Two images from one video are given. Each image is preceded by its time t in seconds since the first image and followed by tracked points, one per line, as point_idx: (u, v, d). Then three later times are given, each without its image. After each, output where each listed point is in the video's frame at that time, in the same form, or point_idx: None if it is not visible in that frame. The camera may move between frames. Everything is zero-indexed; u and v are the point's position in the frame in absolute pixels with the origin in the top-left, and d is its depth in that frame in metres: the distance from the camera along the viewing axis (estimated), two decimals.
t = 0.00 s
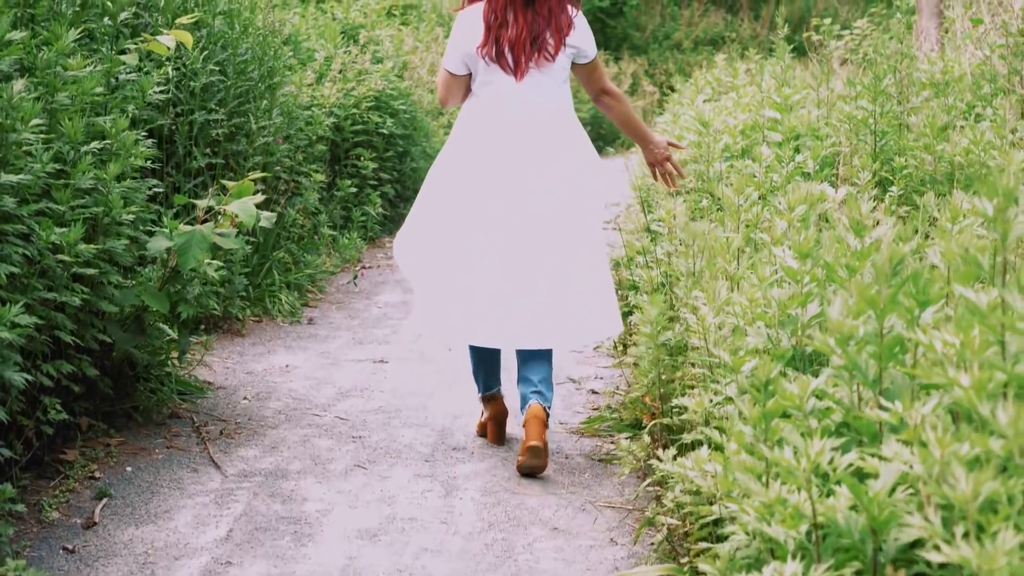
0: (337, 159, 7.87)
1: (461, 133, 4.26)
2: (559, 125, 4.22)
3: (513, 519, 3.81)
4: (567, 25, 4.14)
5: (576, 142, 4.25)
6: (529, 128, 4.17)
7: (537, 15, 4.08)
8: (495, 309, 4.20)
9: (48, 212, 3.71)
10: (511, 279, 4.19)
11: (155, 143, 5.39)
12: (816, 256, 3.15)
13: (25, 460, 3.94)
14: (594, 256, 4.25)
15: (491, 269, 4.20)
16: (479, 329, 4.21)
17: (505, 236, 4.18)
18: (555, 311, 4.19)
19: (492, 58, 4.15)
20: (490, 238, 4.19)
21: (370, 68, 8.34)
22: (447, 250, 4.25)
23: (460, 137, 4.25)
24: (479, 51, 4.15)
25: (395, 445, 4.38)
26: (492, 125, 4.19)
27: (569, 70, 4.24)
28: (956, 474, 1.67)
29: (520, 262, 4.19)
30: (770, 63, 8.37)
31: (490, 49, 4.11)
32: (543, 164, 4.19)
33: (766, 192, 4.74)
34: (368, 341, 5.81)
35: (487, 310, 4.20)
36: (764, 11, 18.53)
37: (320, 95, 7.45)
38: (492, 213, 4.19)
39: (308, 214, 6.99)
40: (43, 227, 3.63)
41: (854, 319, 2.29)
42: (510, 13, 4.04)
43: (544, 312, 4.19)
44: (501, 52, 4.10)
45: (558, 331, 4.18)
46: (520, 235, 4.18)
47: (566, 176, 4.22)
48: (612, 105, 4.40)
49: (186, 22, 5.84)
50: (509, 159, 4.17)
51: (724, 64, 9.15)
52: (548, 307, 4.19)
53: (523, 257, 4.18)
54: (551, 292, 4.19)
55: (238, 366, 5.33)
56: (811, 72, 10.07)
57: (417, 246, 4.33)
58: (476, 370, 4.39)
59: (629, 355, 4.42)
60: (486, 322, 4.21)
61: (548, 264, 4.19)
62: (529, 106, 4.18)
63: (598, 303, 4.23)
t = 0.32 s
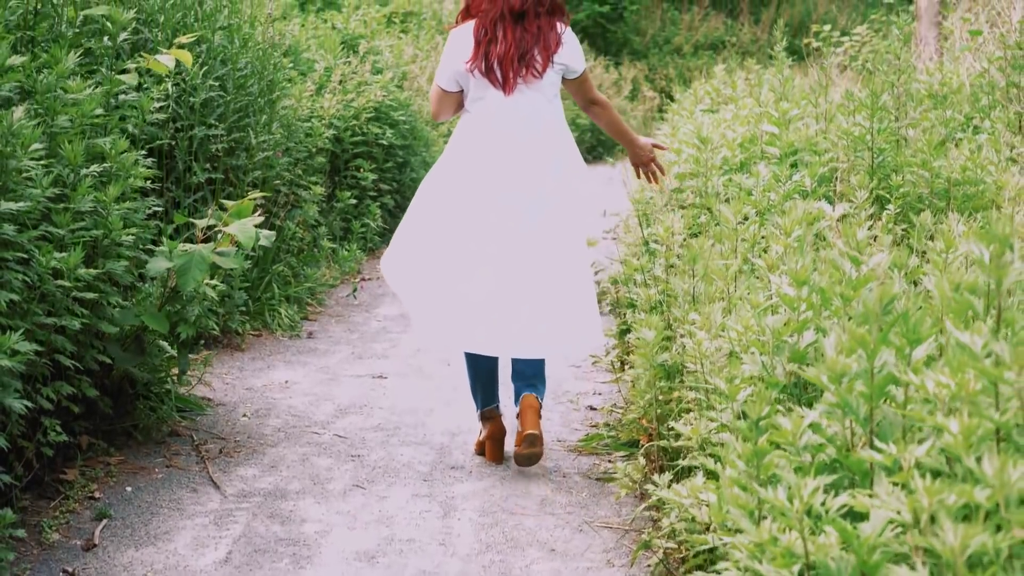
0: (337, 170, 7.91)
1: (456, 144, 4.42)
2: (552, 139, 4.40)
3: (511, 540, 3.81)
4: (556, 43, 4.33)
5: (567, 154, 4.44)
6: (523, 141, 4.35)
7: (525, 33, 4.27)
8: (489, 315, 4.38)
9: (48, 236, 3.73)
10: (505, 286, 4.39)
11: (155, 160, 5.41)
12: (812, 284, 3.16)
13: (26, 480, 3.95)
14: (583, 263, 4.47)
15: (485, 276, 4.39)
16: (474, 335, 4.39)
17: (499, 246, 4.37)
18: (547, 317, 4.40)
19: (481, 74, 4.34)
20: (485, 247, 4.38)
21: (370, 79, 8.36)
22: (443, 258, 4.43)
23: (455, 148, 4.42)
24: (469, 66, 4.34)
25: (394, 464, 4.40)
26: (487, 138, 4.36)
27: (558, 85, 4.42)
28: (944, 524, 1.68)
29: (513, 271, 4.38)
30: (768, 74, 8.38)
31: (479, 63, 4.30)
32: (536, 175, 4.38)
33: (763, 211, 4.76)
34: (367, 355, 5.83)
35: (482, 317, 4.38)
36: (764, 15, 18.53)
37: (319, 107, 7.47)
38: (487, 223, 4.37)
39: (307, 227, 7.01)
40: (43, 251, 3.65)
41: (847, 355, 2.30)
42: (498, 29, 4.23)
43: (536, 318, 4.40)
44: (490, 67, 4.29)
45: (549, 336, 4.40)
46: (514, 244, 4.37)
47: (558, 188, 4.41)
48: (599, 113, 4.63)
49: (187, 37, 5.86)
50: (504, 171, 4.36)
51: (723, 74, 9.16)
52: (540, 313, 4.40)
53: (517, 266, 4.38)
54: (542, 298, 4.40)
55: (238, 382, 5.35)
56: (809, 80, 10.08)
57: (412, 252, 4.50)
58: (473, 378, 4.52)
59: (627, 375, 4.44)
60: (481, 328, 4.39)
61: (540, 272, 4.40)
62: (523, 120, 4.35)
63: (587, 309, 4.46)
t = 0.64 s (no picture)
0: (337, 178, 7.94)
1: (450, 152, 4.48)
2: (544, 148, 4.45)
3: (509, 556, 3.83)
4: (547, 56, 4.40)
5: (559, 162, 4.50)
6: (516, 151, 4.40)
7: (517, 45, 4.33)
8: (482, 322, 4.44)
9: (48, 254, 3.75)
10: (497, 293, 4.46)
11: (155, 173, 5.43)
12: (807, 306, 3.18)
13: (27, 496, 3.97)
14: (573, 270, 4.55)
15: (478, 282, 4.46)
16: (467, 341, 4.46)
17: (491, 254, 4.44)
18: (538, 323, 4.48)
19: (473, 83, 4.38)
20: (477, 255, 4.44)
21: (370, 87, 8.38)
22: (436, 265, 4.49)
23: (449, 156, 4.48)
24: (462, 75, 4.39)
25: (393, 478, 4.42)
26: (481, 147, 4.41)
27: (550, 96, 4.48)
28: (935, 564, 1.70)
29: (505, 278, 4.45)
30: (766, 82, 8.41)
31: (471, 73, 4.35)
32: (529, 184, 4.43)
33: (761, 225, 4.78)
34: (366, 366, 5.85)
35: (475, 323, 4.45)
36: (764, 17, 18.58)
37: (319, 115, 7.50)
38: (480, 231, 4.43)
39: (307, 236, 7.03)
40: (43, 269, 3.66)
41: (842, 385, 2.32)
42: (491, 40, 4.30)
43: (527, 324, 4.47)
44: (482, 76, 4.34)
45: (540, 342, 4.49)
46: (506, 252, 4.44)
47: (550, 196, 4.47)
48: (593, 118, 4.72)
49: (186, 49, 5.88)
50: (497, 180, 4.41)
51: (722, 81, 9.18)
52: (531, 319, 4.47)
53: (509, 273, 4.45)
54: (533, 305, 4.48)
55: (238, 394, 5.37)
56: (807, 87, 10.10)
57: (406, 258, 4.56)
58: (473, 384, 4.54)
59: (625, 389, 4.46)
60: (474, 333, 4.45)
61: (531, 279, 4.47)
62: (516, 130, 4.41)
63: (577, 315, 4.54)
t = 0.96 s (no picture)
0: (338, 188, 7.97)
1: (446, 167, 4.57)
2: (537, 165, 4.54)
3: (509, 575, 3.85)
4: (542, 82, 4.45)
5: (552, 178, 4.58)
6: (511, 167, 4.49)
7: (514, 70, 4.39)
8: (476, 334, 4.51)
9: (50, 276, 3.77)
10: (491, 306, 4.52)
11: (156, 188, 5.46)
12: (803, 333, 3.21)
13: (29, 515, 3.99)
14: (565, 285, 4.63)
15: (472, 295, 4.53)
16: (462, 353, 4.54)
17: (485, 267, 4.51)
18: (530, 336, 4.56)
19: (468, 104, 4.45)
20: (471, 268, 4.52)
21: (371, 97, 8.41)
22: (430, 277, 4.56)
23: (444, 170, 4.57)
24: (458, 95, 4.47)
25: (393, 497, 4.45)
26: (475, 162, 4.50)
27: (544, 117, 4.56)
28: None
29: (498, 291, 4.53)
30: (765, 94, 8.44)
31: (467, 94, 4.42)
32: (524, 198, 4.51)
33: (759, 244, 4.81)
34: (367, 380, 5.88)
35: (468, 335, 4.53)
36: (765, 22, 18.64)
37: (320, 127, 7.52)
38: (475, 243, 4.51)
39: (308, 249, 7.06)
40: (45, 291, 3.69)
41: (836, 419, 2.35)
42: (488, 64, 4.36)
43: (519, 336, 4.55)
44: (477, 99, 4.40)
45: (532, 354, 4.57)
46: (500, 265, 4.52)
47: (543, 212, 4.55)
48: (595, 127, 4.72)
49: (187, 64, 5.89)
50: (492, 195, 4.49)
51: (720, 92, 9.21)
52: (523, 332, 4.54)
53: (502, 286, 4.53)
54: (526, 317, 4.56)
55: (239, 409, 5.40)
56: (806, 96, 10.13)
57: (400, 268, 4.64)
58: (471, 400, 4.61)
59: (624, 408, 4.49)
60: (467, 345, 4.53)
61: (524, 292, 4.55)
62: (512, 147, 4.49)
63: (568, 329, 4.62)
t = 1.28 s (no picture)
0: (339, 199, 8.00)
1: (441, 179, 4.86)
2: (529, 179, 4.83)
3: None
4: (539, 112, 4.76)
5: (547, 199, 4.87)
6: (510, 187, 4.78)
7: (513, 100, 4.68)
8: (469, 337, 4.77)
9: (53, 299, 3.81)
10: (483, 311, 4.77)
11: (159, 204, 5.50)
12: (799, 360, 3.24)
13: (32, 534, 4.01)
14: (554, 294, 4.89)
15: (465, 299, 4.78)
16: (461, 362, 4.76)
17: (478, 273, 4.77)
18: (520, 341, 4.79)
19: (468, 131, 4.74)
20: (464, 274, 4.78)
21: (371, 108, 8.45)
22: (427, 286, 4.82)
23: (440, 182, 4.85)
24: (459, 122, 4.75)
25: (393, 514, 4.47)
26: (469, 175, 4.81)
27: (542, 144, 4.87)
28: None
29: (491, 299, 4.78)
30: (764, 105, 8.47)
31: (468, 121, 4.71)
32: (521, 216, 4.79)
33: (757, 262, 4.85)
34: (368, 394, 5.92)
35: (462, 337, 4.77)
36: (766, 27, 18.68)
37: (320, 139, 7.56)
38: (475, 258, 4.77)
39: (310, 261, 7.10)
40: (49, 313, 3.72)
41: (831, 453, 2.38)
42: (489, 95, 4.65)
43: (514, 346, 4.78)
44: (478, 127, 4.69)
45: (526, 363, 4.80)
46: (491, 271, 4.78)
47: (534, 223, 4.82)
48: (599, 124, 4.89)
49: (189, 78, 5.93)
50: (491, 213, 4.77)
51: (719, 101, 9.24)
52: (514, 336, 4.78)
53: (494, 292, 4.78)
54: (515, 323, 4.79)
55: (240, 423, 5.43)
56: (805, 105, 10.16)
57: (397, 278, 4.92)
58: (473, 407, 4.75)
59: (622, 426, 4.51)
60: (460, 348, 4.78)
61: (515, 299, 4.80)
62: (511, 168, 4.80)
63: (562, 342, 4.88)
